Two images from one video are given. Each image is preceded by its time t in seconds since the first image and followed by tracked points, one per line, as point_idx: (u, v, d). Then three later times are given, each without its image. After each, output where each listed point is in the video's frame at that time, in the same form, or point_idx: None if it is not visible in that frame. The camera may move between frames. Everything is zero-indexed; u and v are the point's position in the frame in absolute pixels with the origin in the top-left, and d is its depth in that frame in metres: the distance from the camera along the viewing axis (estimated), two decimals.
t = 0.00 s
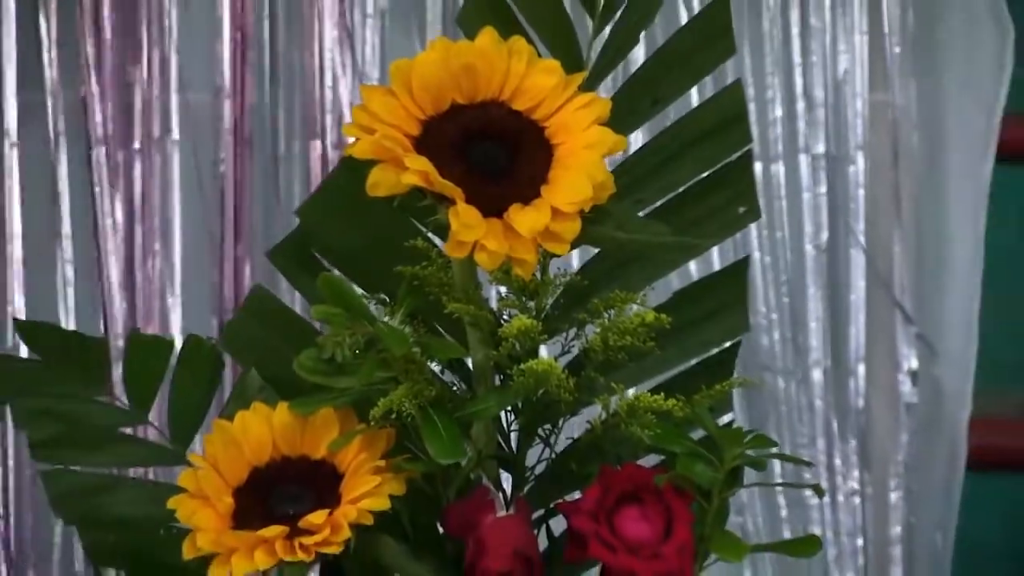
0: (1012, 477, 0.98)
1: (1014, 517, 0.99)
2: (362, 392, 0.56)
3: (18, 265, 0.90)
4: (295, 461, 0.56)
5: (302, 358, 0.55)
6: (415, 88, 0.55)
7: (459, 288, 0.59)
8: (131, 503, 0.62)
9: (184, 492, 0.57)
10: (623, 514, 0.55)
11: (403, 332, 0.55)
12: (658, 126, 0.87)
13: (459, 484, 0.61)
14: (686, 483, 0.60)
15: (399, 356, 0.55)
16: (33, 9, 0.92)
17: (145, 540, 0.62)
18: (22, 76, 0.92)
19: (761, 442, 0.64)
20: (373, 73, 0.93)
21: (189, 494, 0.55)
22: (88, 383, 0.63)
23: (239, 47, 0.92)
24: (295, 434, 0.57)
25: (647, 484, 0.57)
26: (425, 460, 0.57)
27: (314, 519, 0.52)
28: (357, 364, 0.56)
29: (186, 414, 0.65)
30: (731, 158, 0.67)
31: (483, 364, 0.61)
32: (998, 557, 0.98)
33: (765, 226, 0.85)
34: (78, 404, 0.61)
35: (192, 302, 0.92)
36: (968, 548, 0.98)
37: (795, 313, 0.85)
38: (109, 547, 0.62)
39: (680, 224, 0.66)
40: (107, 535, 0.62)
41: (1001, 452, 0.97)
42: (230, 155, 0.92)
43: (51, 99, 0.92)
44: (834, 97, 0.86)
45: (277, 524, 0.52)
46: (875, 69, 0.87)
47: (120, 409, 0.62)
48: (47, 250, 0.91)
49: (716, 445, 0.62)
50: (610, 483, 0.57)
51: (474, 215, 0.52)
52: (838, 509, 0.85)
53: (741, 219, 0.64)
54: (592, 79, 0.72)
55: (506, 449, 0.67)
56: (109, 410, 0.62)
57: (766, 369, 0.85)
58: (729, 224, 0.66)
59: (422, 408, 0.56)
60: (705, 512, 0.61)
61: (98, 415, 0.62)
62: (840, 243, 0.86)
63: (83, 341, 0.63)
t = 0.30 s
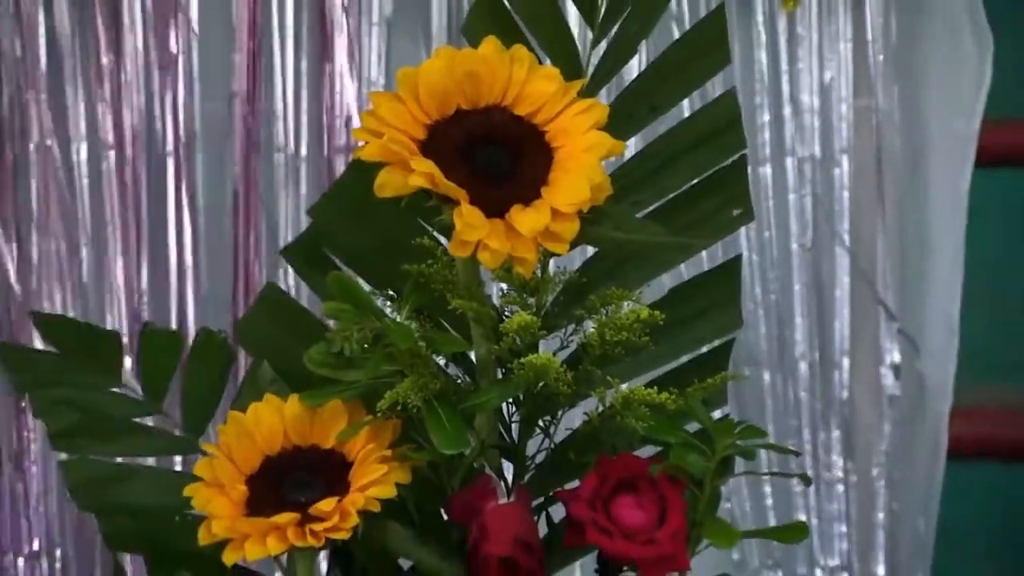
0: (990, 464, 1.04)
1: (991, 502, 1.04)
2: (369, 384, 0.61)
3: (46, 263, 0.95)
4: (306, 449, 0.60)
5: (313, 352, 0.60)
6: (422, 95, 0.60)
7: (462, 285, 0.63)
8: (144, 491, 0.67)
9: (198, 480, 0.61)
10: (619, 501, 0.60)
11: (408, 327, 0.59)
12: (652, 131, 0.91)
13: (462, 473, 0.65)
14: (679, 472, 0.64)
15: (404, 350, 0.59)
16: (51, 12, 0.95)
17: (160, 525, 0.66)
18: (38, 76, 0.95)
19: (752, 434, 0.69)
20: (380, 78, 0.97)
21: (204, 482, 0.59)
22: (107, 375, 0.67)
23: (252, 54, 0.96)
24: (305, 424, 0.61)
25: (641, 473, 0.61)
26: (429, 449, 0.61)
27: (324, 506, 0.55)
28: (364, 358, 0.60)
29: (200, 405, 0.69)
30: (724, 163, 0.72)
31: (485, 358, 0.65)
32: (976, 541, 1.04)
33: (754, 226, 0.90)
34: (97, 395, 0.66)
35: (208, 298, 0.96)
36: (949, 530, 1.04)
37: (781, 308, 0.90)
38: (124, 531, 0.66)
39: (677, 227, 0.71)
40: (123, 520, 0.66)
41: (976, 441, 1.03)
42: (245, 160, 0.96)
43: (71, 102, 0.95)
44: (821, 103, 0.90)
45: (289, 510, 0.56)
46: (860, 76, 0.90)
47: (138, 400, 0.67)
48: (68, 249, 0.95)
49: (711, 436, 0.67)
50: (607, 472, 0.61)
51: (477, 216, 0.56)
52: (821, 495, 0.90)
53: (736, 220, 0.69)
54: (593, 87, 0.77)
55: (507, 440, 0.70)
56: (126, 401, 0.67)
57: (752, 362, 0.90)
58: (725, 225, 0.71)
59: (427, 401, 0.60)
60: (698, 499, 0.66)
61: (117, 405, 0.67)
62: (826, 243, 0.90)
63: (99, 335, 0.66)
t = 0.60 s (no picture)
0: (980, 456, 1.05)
1: (981, 491, 1.06)
2: (374, 378, 0.64)
3: (68, 264, 1.00)
4: (315, 443, 0.64)
5: (321, 349, 0.63)
6: (425, 100, 0.63)
7: (464, 283, 0.67)
8: (160, 482, 0.70)
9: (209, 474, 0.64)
10: (617, 492, 0.63)
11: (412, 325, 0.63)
12: (650, 134, 0.94)
13: (466, 464, 0.68)
14: (674, 463, 0.68)
15: (409, 347, 0.63)
16: (68, 22, 0.99)
17: (175, 514, 0.70)
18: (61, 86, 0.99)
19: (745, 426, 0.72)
20: (385, 83, 0.99)
21: (215, 475, 0.62)
22: (125, 372, 0.70)
23: (261, 60, 0.99)
24: (313, 418, 0.65)
25: (637, 465, 0.64)
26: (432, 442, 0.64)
27: (331, 497, 0.58)
28: (370, 353, 0.63)
29: (213, 402, 0.73)
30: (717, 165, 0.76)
31: (487, 354, 0.68)
32: (963, 529, 1.06)
33: (747, 227, 0.93)
34: (115, 392, 0.70)
35: (219, 297, 1.00)
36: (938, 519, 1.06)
37: (773, 304, 0.93)
38: (142, 519, 0.70)
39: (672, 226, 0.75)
40: (140, 510, 0.70)
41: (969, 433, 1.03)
42: (255, 162, 0.99)
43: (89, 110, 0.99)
44: (810, 107, 0.92)
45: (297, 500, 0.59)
46: (849, 81, 0.93)
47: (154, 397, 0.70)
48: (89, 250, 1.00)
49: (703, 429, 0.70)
50: (605, 463, 0.64)
51: (479, 217, 0.59)
52: (811, 487, 0.92)
53: (729, 221, 0.74)
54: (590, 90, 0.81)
55: (508, 433, 0.73)
56: (143, 398, 0.70)
57: (745, 358, 0.93)
58: (718, 226, 0.75)
59: (430, 396, 0.63)
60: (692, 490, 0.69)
61: (134, 402, 0.70)
62: (817, 241, 0.93)
63: (119, 333, 0.70)
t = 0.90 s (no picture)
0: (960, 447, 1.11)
1: (962, 483, 1.12)
2: (382, 372, 0.67)
3: (90, 262, 1.04)
4: (325, 434, 0.68)
5: (331, 345, 0.67)
6: (432, 108, 0.67)
7: (467, 283, 0.71)
8: (176, 471, 0.74)
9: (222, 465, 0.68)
10: (614, 483, 0.67)
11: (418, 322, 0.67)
12: (650, 138, 0.97)
13: (469, 456, 0.72)
14: (669, 455, 0.73)
15: (415, 343, 0.67)
16: (91, 30, 1.03)
17: (190, 501, 0.74)
18: (83, 92, 1.03)
19: (736, 419, 0.77)
20: (394, 91, 1.03)
21: (229, 465, 0.66)
22: (138, 362, 0.75)
23: (281, 69, 1.03)
24: (322, 411, 0.69)
25: (633, 457, 0.69)
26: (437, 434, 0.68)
27: (340, 488, 0.62)
28: (378, 349, 0.67)
29: (223, 392, 0.77)
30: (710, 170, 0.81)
31: (489, 351, 0.72)
32: (945, 517, 1.12)
33: (739, 228, 0.96)
34: (129, 381, 0.74)
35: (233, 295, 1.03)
36: (922, 509, 1.12)
37: (764, 303, 0.96)
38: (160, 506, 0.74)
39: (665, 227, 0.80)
40: (156, 498, 0.74)
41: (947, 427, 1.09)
42: (275, 167, 1.03)
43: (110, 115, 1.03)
44: (800, 113, 0.96)
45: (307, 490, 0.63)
46: (837, 88, 0.96)
47: (165, 387, 0.75)
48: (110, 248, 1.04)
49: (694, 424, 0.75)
50: (600, 455, 0.68)
51: (482, 219, 0.63)
52: (800, 477, 0.96)
53: (721, 223, 0.78)
54: (588, 96, 0.85)
55: (510, 426, 0.77)
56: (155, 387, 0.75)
57: (737, 354, 0.96)
58: (711, 228, 0.79)
59: (434, 390, 0.67)
60: (686, 480, 0.74)
61: (146, 390, 0.75)
62: (805, 243, 0.96)
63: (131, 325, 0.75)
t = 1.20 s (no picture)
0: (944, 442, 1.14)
1: (949, 477, 1.15)
2: (386, 369, 0.70)
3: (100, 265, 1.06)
4: (331, 429, 0.71)
5: (337, 343, 0.70)
6: (434, 114, 0.71)
7: (469, 283, 0.74)
8: (185, 466, 0.78)
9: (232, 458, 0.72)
10: (610, 476, 0.70)
11: (422, 321, 0.70)
12: (645, 143, 1.01)
13: (470, 450, 0.76)
14: (664, 449, 0.76)
15: (418, 341, 0.70)
16: (100, 39, 1.06)
17: (203, 494, 0.78)
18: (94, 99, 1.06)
19: (729, 415, 0.80)
20: (397, 96, 1.05)
21: (238, 459, 0.69)
22: (151, 360, 0.78)
23: (288, 76, 1.06)
24: (328, 406, 0.72)
25: (630, 453, 0.72)
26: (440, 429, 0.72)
27: (345, 482, 0.65)
28: (383, 347, 0.71)
29: (231, 389, 0.81)
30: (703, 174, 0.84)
31: (490, 348, 0.76)
32: (930, 509, 1.15)
33: (732, 229, 0.99)
34: (140, 380, 0.78)
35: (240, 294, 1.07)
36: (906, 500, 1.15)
37: (756, 303, 0.99)
38: (173, 499, 0.78)
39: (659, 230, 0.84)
40: (169, 492, 0.78)
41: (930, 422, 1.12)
42: (281, 172, 1.06)
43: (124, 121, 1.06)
44: (790, 119, 0.99)
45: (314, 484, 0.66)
46: (826, 95, 1.00)
47: (176, 384, 0.78)
48: (119, 251, 1.06)
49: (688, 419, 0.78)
50: (597, 449, 0.72)
51: (483, 222, 0.66)
52: (792, 470, 1.00)
53: (713, 225, 0.81)
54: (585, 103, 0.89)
55: (510, 420, 0.81)
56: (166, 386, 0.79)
57: (732, 352, 0.99)
58: (704, 230, 0.82)
59: (437, 385, 0.71)
60: (681, 473, 0.77)
61: (157, 389, 0.78)
62: (795, 244, 0.99)
63: (143, 325, 0.78)
